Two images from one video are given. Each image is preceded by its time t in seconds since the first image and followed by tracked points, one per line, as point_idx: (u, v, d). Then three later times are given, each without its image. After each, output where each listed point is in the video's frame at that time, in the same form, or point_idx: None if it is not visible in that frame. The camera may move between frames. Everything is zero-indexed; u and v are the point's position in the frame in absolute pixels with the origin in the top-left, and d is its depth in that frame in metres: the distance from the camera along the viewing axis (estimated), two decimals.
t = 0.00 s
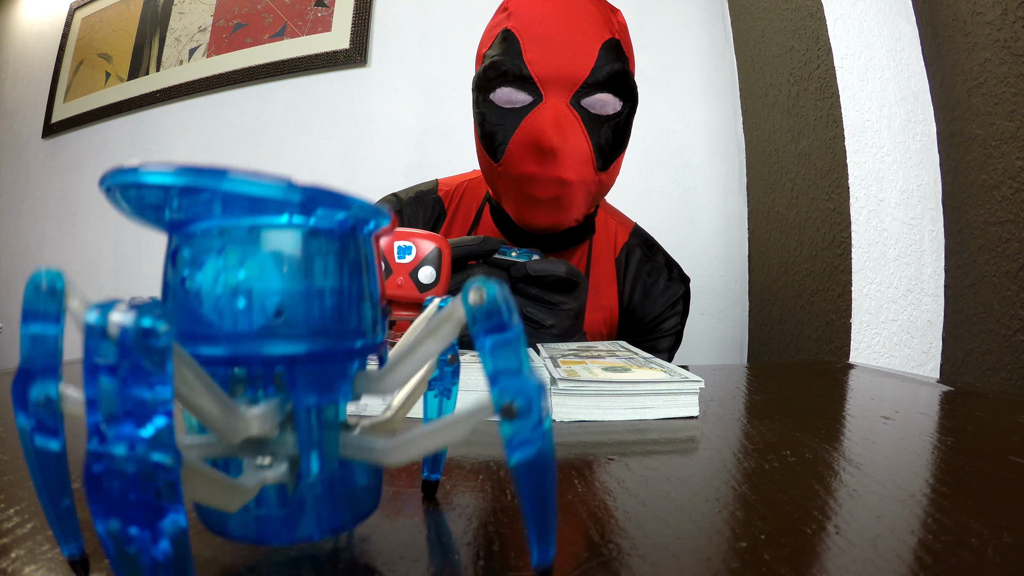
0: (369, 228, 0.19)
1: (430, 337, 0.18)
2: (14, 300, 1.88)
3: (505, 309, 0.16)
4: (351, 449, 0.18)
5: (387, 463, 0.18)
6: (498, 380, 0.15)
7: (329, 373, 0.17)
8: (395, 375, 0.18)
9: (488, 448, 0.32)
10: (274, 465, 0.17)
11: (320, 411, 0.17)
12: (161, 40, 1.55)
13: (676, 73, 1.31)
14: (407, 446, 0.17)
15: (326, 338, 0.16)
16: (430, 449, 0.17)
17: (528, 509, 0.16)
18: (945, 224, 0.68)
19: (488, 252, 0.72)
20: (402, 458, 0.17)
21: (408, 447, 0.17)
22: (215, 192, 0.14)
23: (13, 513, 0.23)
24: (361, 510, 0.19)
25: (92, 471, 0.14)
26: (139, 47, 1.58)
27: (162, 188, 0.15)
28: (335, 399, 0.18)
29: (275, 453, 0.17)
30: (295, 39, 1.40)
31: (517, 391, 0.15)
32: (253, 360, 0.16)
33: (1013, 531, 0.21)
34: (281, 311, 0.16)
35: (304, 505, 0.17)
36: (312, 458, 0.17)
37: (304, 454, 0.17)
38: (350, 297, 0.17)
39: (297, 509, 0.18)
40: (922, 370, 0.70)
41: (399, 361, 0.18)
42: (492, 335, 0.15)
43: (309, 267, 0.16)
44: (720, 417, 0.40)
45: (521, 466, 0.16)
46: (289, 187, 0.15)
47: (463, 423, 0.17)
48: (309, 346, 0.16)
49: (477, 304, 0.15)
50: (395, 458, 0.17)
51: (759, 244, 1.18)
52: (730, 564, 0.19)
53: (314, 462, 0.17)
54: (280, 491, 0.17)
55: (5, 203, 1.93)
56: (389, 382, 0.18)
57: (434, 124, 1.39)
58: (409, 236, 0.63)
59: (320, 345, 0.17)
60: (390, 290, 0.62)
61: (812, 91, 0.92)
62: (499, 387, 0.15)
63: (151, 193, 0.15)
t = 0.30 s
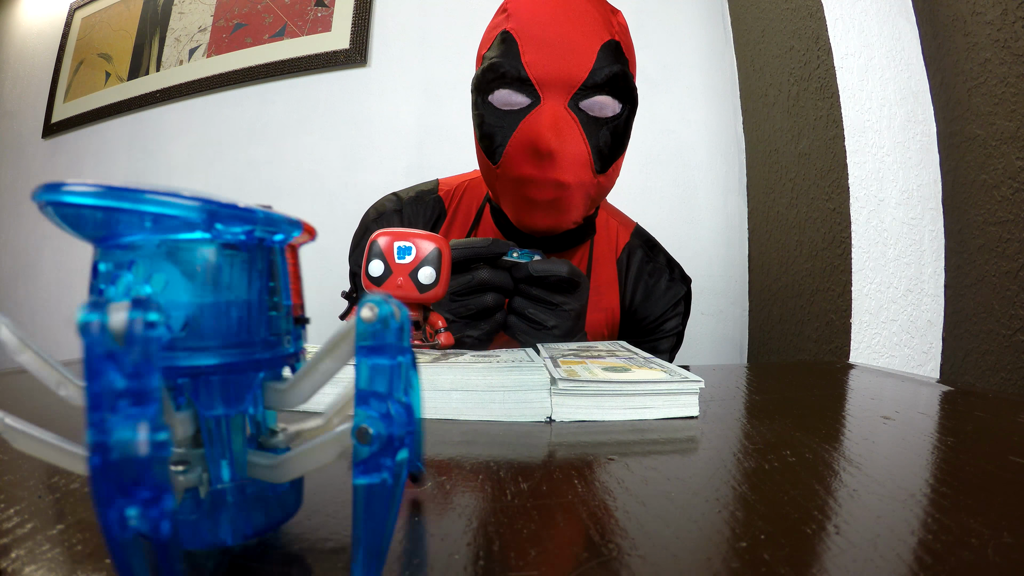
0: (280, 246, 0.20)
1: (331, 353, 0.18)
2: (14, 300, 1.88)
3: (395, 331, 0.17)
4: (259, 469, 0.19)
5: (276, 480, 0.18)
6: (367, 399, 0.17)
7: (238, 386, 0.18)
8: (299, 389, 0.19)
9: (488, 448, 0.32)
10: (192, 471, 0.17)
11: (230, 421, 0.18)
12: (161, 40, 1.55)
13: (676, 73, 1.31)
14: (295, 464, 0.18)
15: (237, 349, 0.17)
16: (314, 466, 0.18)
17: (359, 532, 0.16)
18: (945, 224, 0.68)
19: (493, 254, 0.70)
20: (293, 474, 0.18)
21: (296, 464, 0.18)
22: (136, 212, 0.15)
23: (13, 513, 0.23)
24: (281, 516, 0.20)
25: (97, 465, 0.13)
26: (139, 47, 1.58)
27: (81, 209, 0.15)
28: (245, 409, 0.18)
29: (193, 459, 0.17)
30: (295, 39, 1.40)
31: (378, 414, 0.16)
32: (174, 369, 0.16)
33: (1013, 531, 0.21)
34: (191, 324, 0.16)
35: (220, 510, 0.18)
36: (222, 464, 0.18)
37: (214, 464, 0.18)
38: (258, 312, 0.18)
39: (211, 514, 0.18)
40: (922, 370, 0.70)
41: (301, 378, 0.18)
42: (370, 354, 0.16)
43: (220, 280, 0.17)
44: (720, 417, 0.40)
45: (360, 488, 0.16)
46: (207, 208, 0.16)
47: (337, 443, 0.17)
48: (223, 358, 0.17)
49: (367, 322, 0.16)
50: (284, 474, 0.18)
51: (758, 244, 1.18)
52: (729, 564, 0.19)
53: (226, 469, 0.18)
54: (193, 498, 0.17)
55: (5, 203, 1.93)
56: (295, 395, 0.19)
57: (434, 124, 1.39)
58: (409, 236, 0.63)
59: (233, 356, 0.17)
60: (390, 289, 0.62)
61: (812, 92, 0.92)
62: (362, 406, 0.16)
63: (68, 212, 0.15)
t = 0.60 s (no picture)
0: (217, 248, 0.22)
1: (212, 357, 0.17)
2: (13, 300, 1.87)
3: (270, 334, 0.16)
4: (178, 462, 0.18)
5: (209, 478, 0.18)
6: (262, 413, 0.16)
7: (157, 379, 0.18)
8: (195, 388, 0.18)
9: (488, 448, 0.32)
10: (110, 463, 0.18)
11: (145, 413, 0.18)
12: (161, 40, 1.55)
13: (676, 73, 1.31)
14: (214, 467, 0.18)
15: (168, 345, 0.19)
16: (244, 466, 0.18)
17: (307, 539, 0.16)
18: (945, 224, 0.68)
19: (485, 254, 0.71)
20: (219, 473, 0.18)
21: (217, 464, 0.18)
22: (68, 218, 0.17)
23: (13, 513, 0.22)
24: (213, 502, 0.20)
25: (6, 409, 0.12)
26: (139, 47, 1.58)
27: (26, 220, 0.17)
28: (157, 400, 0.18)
29: (106, 449, 0.18)
30: (295, 39, 1.40)
31: (274, 424, 0.16)
32: (106, 361, 0.18)
33: (1013, 531, 0.21)
34: (127, 319, 0.18)
35: (133, 502, 0.18)
36: (137, 458, 0.18)
37: (129, 456, 0.18)
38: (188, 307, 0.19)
39: (122, 504, 0.18)
40: (922, 370, 0.70)
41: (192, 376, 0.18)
42: (248, 366, 0.16)
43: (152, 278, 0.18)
44: (720, 418, 0.40)
45: (292, 495, 0.16)
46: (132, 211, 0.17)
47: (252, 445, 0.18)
48: (149, 351, 0.18)
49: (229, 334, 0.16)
50: (213, 474, 0.18)
51: (759, 244, 1.18)
52: (730, 564, 0.19)
53: (141, 461, 0.18)
54: (110, 489, 0.18)
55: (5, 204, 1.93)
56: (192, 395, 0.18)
57: (434, 124, 1.39)
58: (409, 236, 0.63)
59: (160, 351, 0.18)
60: (390, 289, 0.62)
61: (812, 92, 0.92)
62: (260, 419, 0.16)
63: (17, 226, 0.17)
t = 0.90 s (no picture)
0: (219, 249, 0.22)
1: (212, 358, 0.17)
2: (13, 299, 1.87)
3: (270, 335, 0.16)
4: (181, 463, 0.19)
5: (209, 478, 0.18)
6: (262, 414, 0.16)
7: (154, 378, 0.18)
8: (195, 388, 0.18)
9: (488, 448, 0.32)
10: (108, 463, 0.18)
11: (144, 413, 0.18)
12: (161, 40, 1.55)
13: (676, 73, 1.31)
14: (214, 466, 0.18)
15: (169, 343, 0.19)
16: (244, 465, 0.18)
17: (309, 539, 0.16)
18: (945, 224, 0.68)
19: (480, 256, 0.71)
20: (219, 472, 0.18)
21: (216, 465, 0.18)
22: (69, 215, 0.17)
23: (13, 513, 0.22)
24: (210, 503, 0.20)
25: None
26: (139, 47, 1.58)
27: (25, 219, 0.17)
28: (160, 399, 0.18)
29: (106, 449, 0.18)
30: (295, 39, 1.40)
31: (273, 423, 0.16)
32: (107, 361, 0.18)
33: (1013, 531, 0.21)
34: (128, 320, 0.18)
35: (134, 501, 0.18)
36: (138, 458, 0.18)
37: (128, 457, 0.18)
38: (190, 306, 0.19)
39: (122, 504, 0.18)
40: (922, 370, 0.70)
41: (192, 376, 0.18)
42: (248, 365, 0.16)
43: (156, 276, 0.18)
44: (720, 418, 0.40)
45: (292, 495, 0.16)
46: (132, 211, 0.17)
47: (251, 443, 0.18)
48: (150, 350, 0.18)
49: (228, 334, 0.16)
50: (213, 475, 0.18)
51: (759, 244, 1.18)
52: (730, 564, 0.19)
53: (141, 461, 0.18)
54: (108, 489, 0.18)
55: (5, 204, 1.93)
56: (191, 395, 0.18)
57: (434, 124, 1.39)
58: (409, 236, 0.63)
59: (162, 350, 0.18)
60: (390, 289, 0.62)
61: (812, 92, 0.92)
62: (260, 420, 0.16)
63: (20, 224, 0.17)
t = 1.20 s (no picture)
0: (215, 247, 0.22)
1: (202, 364, 0.17)
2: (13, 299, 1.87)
3: (262, 341, 0.16)
4: (177, 468, 0.19)
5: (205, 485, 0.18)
6: (254, 422, 0.16)
7: (145, 382, 0.18)
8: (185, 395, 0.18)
9: (488, 448, 0.32)
10: (99, 470, 0.18)
11: (134, 419, 0.18)
12: (161, 40, 1.55)
13: (676, 73, 1.31)
14: (211, 474, 0.18)
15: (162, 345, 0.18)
16: (241, 471, 0.18)
17: (308, 547, 0.16)
18: (945, 225, 0.67)
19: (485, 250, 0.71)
20: (216, 480, 0.18)
21: (212, 472, 0.18)
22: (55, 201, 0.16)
23: (13, 513, 0.22)
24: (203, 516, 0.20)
25: None
26: (139, 47, 1.58)
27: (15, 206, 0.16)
28: (156, 401, 0.19)
29: (96, 455, 0.18)
30: (295, 39, 1.40)
31: (266, 433, 0.16)
32: (94, 365, 0.17)
33: (1013, 531, 0.21)
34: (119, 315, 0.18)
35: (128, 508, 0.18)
36: (128, 465, 0.18)
37: (118, 463, 0.18)
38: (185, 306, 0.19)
39: (112, 511, 0.18)
40: (922, 370, 0.70)
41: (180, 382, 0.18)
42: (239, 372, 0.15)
43: (166, 276, 0.19)
44: (720, 417, 0.40)
45: (288, 505, 0.16)
46: (120, 198, 0.17)
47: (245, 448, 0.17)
48: (141, 352, 0.18)
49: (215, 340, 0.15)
50: (210, 480, 0.18)
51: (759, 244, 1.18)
52: (730, 564, 0.19)
53: (131, 469, 0.18)
54: (98, 496, 0.18)
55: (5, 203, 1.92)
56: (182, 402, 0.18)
57: (434, 124, 1.39)
58: (409, 236, 0.63)
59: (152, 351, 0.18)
60: (390, 289, 0.62)
61: (812, 92, 0.91)
62: (253, 429, 0.16)
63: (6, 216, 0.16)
